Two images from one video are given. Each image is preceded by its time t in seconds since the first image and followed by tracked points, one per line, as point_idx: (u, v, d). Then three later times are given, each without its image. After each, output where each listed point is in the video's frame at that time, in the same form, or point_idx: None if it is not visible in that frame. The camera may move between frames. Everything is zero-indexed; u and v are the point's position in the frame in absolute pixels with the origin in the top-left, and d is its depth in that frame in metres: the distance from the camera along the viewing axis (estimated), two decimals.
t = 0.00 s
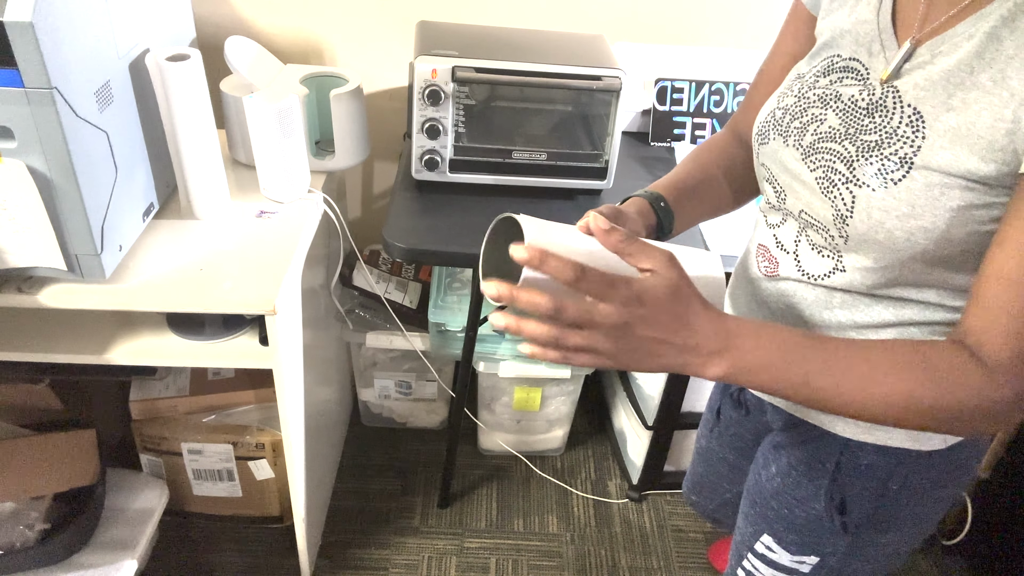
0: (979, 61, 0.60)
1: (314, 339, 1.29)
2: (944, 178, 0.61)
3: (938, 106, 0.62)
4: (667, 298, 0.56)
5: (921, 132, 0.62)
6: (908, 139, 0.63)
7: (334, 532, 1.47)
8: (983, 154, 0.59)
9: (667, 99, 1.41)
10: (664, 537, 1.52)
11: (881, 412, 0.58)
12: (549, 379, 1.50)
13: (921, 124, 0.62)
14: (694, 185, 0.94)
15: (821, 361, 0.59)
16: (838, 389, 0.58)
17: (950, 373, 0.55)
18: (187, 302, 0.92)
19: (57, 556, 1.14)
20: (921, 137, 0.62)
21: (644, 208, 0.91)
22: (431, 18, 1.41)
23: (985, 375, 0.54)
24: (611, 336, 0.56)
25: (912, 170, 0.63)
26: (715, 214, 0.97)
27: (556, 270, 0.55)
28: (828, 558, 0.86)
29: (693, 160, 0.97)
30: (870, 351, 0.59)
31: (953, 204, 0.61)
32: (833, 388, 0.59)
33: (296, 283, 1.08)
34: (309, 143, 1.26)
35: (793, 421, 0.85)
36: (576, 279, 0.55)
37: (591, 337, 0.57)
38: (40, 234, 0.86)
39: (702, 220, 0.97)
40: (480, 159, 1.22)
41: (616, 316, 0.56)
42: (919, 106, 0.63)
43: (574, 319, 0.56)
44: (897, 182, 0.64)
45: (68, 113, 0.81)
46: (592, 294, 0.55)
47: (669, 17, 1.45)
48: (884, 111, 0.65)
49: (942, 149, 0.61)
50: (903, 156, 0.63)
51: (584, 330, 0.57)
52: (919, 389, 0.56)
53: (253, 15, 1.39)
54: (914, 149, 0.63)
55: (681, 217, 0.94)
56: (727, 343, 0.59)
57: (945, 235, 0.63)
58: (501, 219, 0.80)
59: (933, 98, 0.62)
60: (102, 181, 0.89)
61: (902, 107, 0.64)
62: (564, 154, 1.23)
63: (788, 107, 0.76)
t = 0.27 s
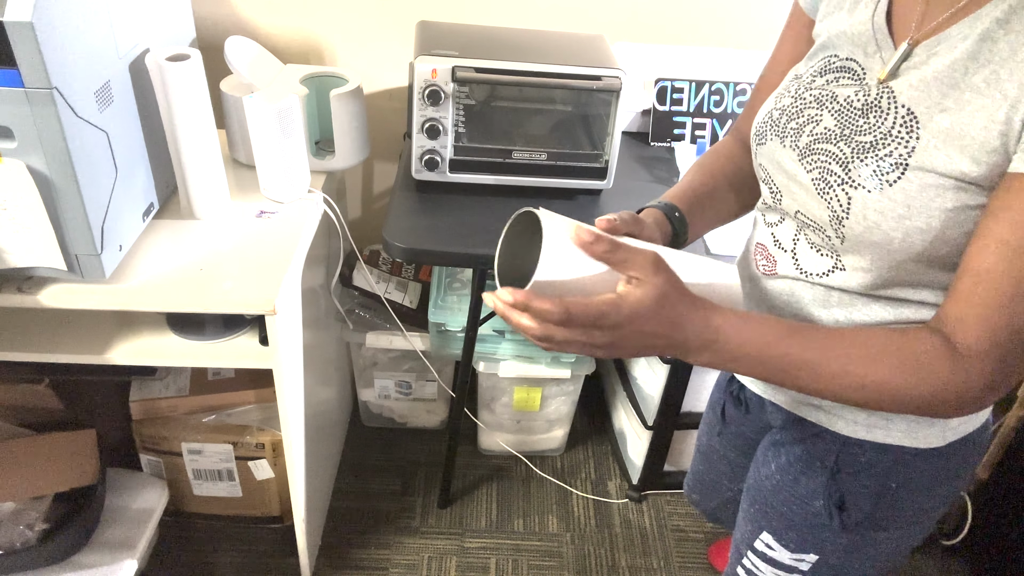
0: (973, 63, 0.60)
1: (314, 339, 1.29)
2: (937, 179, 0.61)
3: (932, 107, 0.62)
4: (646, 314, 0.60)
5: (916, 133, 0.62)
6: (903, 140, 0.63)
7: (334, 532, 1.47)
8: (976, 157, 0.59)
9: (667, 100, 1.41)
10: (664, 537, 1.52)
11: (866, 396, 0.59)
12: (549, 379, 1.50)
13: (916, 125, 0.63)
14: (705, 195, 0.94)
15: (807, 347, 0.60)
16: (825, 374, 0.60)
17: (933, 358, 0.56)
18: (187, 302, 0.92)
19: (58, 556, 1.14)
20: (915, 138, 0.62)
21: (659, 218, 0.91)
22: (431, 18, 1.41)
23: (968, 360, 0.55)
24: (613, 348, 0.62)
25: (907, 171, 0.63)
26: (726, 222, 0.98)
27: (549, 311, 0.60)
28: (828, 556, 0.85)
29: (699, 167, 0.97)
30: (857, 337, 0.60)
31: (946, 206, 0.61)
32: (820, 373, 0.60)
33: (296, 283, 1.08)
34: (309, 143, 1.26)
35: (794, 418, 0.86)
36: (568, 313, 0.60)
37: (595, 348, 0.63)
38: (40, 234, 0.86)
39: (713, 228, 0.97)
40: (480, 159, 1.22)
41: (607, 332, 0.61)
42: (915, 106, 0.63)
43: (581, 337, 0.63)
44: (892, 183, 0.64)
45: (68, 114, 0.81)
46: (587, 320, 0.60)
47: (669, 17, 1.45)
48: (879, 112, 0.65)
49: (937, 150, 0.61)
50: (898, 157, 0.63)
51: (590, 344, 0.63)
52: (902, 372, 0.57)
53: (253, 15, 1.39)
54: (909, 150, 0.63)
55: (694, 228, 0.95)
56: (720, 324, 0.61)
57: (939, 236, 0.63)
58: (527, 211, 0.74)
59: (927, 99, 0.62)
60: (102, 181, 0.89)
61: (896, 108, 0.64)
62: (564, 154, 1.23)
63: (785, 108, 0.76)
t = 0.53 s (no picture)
0: (982, 66, 0.60)
1: (315, 339, 1.29)
2: (946, 183, 0.62)
3: (940, 111, 0.62)
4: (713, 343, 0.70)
5: (923, 135, 0.62)
6: (910, 142, 0.63)
7: (334, 532, 1.47)
8: (987, 164, 0.60)
9: (667, 100, 1.41)
10: (664, 537, 1.52)
11: (902, 393, 0.66)
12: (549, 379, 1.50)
13: (924, 127, 0.62)
14: (690, 195, 0.96)
15: (847, 351, 0.67)
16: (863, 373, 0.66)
17: (963, 357, 0.62)
18: (188, 302, 0.92)
19: (57, 556, 1.14)
20: (923, 140, 0.62)
21: (641, 217, 0.93)
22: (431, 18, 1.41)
23: (995, 360, 0.61)
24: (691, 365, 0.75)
25: (914, 172, 0.63)
26: (716, 223, 0.98)
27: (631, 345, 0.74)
28: (824, 552, 0.85)
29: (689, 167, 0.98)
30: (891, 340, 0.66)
31: (954, 208, 0.62)
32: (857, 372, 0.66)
33: (296, 283, 1.08)
34: (309, 143, 1.26)
35: (789, 415, 0.85)
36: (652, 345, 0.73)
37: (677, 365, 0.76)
38: (40, 234, 0.86)
39: (702, 228, 0.98)
40: (480, 159, 1.22)
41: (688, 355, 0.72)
42: (920, 108, 0.63)
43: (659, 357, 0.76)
44: (898, 184, 0.64)
45: (68, 113, 0.81)
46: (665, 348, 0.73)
47: (669, 17, 1.45)
48: (886, 114, 0.65)
49: (945, 154, 0.61)
50: (904, 159, 0.63)
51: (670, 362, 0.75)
52: (935, 372, 0.63)
53: (254, 15, 1.39)
54: (916, 152, 0.63)
55: (679, 228, 0.96)
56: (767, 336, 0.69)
57: (944, 237, 0.64)
58: (493, 192, 0.78)
59: (935, 103, 0.62)
60: (103, 181, 0.89)
61: (903, 110, 0.64)
62: (565, 154, 1.23)
63: (785, 108, 0.76)
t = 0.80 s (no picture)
0: (986, 62, 0.60)
1: (315, 339, 1.29)
2: (950, 180, 0.61)
3: (944, 107, 0.62)
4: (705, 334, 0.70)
5: (926, 133, 0.62)
6: (913, 140, 0.63)
7: (334, 532, 1.47)
8: (992, 158, 0.59)
9: (667, 99, 1.41)
10: (664, 537, 1.52)
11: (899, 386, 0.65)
12: (549, 379, 1.50)
13: (926, 125, 0.62)
14: (685, 194, 0.96)
15: (844, 343, 0.66)
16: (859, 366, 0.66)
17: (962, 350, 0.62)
18: (188, 302, 0.92)
19: (57, 556, 1.14)
20: (926, 138, 0.62)
21: (635, 217, 0.93)
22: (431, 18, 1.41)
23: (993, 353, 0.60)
24: (687, 360, 0.75)
25: (918, 171, 0.63)
26: (710, 222, 0.98)
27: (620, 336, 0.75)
28: (830, 550, 0.85)
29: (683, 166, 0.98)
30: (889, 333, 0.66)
31: (958, 206, 0.62)
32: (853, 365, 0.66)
33: (296, 283, 1.08)
34: (309, 143, 1.26)
35: (790, 415, 0.85)
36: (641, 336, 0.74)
37: (673, 360, 0.76)
38: (40, 234, 0.86)
39: (695, 228, 0.99)
40: (480, 159, 1.22)
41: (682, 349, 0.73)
42: (924, 105, 0.63)
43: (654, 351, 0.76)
44: (902, 183, 0.64)
45: (68, 113, 0.81)
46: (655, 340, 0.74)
47: (669, 17, 1.45)
48: (888, 112, 0.65)
49: (949, 151, 0.61)
50: (908, 157, 0.63)
51: (666, 356, 0.76)
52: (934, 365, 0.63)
53: (253, 15, 1.39)
54: (919, 150, 0.63)
55: (673, 228, 0.96)
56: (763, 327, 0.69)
57: (948, 235, 0.63)
58: (478, 191, 0.79)
59: (939, 99, 0.62)
60: (103, 181, 0.89)
61: (906, 108, 0.64)
62: (565, 154, 1.23)
63: (786, 108, 0.76)
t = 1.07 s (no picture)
0: (981, 57, 0.60)
1: (315, 339, 1.29)
2: (946, 174, 0.61)
3: (939, 101, 0.62)
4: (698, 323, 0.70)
5: (922, 127, 0.62)
6: (909, 135, 0.63)
7: (334, 532, 1.47)
8: (988, 152, 0.59)
9: (667, 100, 1.41)
10: (664, 537, 1.52)
11: (893, 378, 0.65)
12: (549, 379, 1.50)
13: (922, 120, 0.62)
14: (684, 194, 0.96)
15: (839, 333, 0.66)
16: (854, 357, 0.66)
17: (958, 344, 0.61)
18: (188, 302, 0.92)
19: (57, 557, 1.14)
20: (922, 132, 0.62)
21: (636, 216, 0.94)
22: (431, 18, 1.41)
23: (989, 347, 0.60)
24: (679, 355, 0.74)
25: (914, 165, 0.63)
26: (709, 220, 0.99)
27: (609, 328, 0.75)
28: (825, 548, 0.85)
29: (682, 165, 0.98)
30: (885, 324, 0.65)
31: (954, 201, 0.62)
32: (849, 356, 0.66)
33: (296, 282, 1.08)
34: (309, 143, 1.26)
35: (787, 413, 0.86)
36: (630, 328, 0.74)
37: (665, 356, 0.75)
38: (40, 235, 0.86)
39: (695, 226, 0.99)
40: (480, 159, 1.22)
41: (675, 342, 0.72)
42: (920, 99, 0.63)
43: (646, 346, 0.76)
44: (898, 177, 0.64)
45: (68, 114, 0.81)
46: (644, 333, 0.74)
47: (668, 17, 1.45)
48: (885, 107, 0.65)
49: (945, 145, 0.61)
50: (904, 152, 0.63)
51: (659, 351, 0.75)
52: (929, 358, 0.62)
53: (253, 16, 1.39)
54: (915, 145, 0.63)
55: (672, 227, 0.96)
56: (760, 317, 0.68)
57: (944, 230, 0.63)
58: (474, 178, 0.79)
59: (935, 94, 0.62)
60: (103, 181, 0.89)
61: (902, 103, 0.64)
62: (564, 154, 1.23)
63: (784, 105, 0.76)
